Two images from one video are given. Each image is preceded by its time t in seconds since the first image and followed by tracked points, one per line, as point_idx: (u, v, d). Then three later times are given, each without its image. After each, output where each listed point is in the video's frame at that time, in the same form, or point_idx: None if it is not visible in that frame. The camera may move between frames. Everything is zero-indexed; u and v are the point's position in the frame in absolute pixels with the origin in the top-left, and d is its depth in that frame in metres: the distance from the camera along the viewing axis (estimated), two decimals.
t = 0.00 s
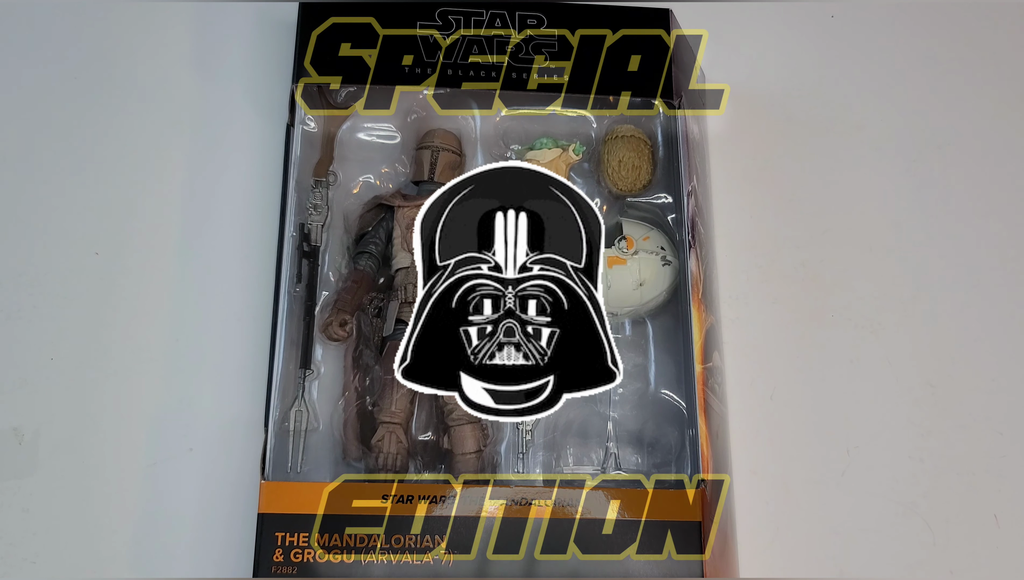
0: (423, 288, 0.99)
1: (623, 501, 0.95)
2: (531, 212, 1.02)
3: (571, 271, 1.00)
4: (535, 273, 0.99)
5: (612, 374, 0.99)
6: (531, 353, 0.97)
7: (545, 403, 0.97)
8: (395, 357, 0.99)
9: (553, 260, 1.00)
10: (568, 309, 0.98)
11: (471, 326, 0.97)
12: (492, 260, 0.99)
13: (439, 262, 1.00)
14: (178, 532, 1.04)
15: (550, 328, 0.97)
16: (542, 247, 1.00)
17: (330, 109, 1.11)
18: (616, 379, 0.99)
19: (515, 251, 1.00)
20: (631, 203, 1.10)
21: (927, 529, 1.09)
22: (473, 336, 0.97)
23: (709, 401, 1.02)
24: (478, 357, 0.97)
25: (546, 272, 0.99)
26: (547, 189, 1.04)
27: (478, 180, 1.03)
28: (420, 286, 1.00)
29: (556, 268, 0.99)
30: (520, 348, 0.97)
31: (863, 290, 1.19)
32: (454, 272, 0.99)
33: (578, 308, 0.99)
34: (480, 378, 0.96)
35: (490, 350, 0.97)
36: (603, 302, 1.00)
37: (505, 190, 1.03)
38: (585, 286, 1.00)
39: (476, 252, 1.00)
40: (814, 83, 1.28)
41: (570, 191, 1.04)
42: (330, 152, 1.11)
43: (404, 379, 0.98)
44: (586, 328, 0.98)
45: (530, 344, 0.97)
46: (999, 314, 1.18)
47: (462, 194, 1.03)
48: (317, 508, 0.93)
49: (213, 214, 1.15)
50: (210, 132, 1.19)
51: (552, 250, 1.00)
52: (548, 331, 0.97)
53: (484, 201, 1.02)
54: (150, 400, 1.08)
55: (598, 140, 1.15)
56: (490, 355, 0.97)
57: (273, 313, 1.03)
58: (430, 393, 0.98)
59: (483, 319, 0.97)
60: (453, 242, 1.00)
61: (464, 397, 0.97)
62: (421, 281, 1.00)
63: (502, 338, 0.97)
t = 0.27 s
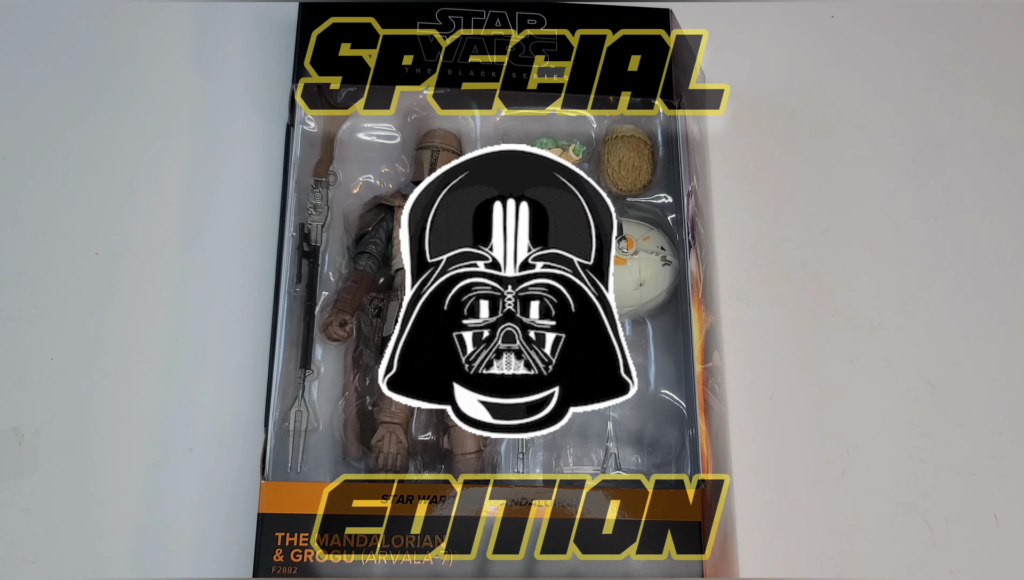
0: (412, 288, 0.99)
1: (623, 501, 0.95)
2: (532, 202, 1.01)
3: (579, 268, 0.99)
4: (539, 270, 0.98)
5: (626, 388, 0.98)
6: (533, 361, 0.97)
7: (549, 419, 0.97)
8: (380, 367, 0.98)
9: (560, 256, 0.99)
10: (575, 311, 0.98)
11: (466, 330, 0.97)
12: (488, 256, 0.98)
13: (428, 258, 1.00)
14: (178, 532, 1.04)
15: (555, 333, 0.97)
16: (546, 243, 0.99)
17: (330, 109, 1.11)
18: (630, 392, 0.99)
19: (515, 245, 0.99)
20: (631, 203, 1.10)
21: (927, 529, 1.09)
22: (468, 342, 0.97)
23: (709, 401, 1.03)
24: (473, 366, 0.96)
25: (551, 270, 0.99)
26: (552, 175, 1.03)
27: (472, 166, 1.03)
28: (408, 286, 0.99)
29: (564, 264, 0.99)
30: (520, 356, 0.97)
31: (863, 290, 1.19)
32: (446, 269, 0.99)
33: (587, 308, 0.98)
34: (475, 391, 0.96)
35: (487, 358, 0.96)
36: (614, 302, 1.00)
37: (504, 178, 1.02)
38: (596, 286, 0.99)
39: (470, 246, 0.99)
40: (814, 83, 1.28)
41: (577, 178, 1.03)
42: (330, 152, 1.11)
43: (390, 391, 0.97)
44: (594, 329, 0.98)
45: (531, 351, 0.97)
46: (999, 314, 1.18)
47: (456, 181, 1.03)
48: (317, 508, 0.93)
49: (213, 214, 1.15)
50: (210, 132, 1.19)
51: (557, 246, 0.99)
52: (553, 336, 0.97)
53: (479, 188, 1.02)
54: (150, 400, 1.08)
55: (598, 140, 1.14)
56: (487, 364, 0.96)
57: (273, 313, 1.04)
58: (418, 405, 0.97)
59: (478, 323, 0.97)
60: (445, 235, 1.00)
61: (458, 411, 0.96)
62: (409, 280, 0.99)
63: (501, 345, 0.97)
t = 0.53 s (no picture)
0: (423, 288, 1.00)
1: (623, 501, 0.95)
2: (531, 212, 1.02)
3: (571, 271, 1.00)
4: (535, 273, 0.99)
5: (612, 374, 0.99)
6: (531, 353, 0.97)
7: (545, 403, 0.97)
8: (394, 357, 1.00)
9: (553, 260, 1.00)
10: (568, 310, 0.98)
11: (471, 326, 0.97)
12: (492, 260, 0.99)
13: (439, 262, 1.01)
14: (178, 531, 1.04)
15: (551, 328, 0.98)
16: (542, 247, 1.00)
17: (330, 109, 1.10)
18: (616, 379, 1.00)
19: (515, 251, 1.00)
20: (631, 203, 1.10)
21: (927, 528, 1.09)
22: (474, 336, 0.97)
23: (709, 401, 1.03)
24: (478, 357, 0.97)
25: (547, 273, 0.99)
26: (547, 189, 1.04)
27: (478, 180, 1.04)
28: (420, 286, 1.00)
29: (556, 268, 0.99)
30: (520, 348, 0.97)
31: (863, 290, 1.19)
32: (454, 272, 0.99)
33: (578, 307, 0.99)
34: (480, 378, 0.97)
35: (490, 350, 0.97)
36: (603, 302, 1.01)
37: (505, 190, 1.03)
38: (585, 286, 1.00)
39: (476, 252, 1.00)
40: (814, 83, 1.28)
41: (570, 191, 1.04)
42: (330, 152, 1.11)
43: (402, 379, 0.99)
44: (586, 329, 0.99)
45: (530, 344, 0.97)
46: (999, 314, 1.18)
47: (462, 194, 1.04)
48: (317, 507, 0.93)
49: (213, 214, 1.15)
50: (210, 132, 1.19)
51: (551, 250, 1.00)
52: (548, 331, 0.97)
53: (484, 201, 1.03)
54: (150, 400, 1.08)
55: (598, 140, 1.13)
56: (490, 355, 0.97)
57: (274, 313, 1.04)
58: (430, 392, 0.98)
59: (483, 319, 0.97)
60: (453, 242, 1.01)
61: (464, 397, 0.97)
62: (421, 281, 1.01)
63: (502, 338, 0.97)
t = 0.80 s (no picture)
0: (440, 287, 1.00)
1: (623, 501, 0.96)
2: (528, 228, 1.01)
3: (560, 275, 0.99)
4: (532, 275, 0.99)
5: (592, 357, 0.99)
6: (528, 341, 0.97)
7: (540, 381, 0.97)
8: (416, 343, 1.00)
9: (546, 265, 0.99)
10: (557, 306, 0.98)
11: (478, 319, 0.97)
12: (495, 265, 0.99)
13: (452, 266, 1.00)
14: (178, 531, 1.04)
15: (544, 321, 0.97)
16: (536, 253, 1.00)
17: (330, 109, 1.10)
18: (597, 363, 1.00)
19: (515, 256, 0.99)
20: (631, 204, 1.10)
21: (927, 528, 1.09)
22: (481, 328, 0.97)
23: (709, 401, 1.02)
24: (484, 344, 0.97)
25: (541, 276, 0.99)
26: (540, 209, 1.03)
27: (484, 201, 1.03)
28: (437, 286, 1.00)
29: (548, 271, 0.99)
30: (519, 337, 0.97)
31: (863, 290, 1.19)
32: (466, 275, 1.00)
33: (567, 306, 0.99)
34: (486, 360, 0.97)
35: (494, 339, 0.97)
36: (586, 301, 1.01)
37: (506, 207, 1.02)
38: (571, 286, 0.99)
39: (481, 259, 1.00)
40: (814, 83, 1.28)
41: (562, 211, 1.03)
42: (330, 152, 1.10)
43: (425, 362, 0.99)
44: (573, 328, 0.99)
45: (526, 334, 0.97)
46: (999, 314, 1.18)
47: (470, 213, 1.03)
48: (317, 508, 0.93)
49: (212, 214, 1.15)
50: (210, 133, 1.19)
51: (545, 256, 0.99)
52: (542, 324, 0.97)
53: (488, 218, 1.02)
54: (150, 400, 1.08)
55: (598, 140, 1.12)
56: (495, 343, 0.97)
57: (274, 313, 1.04)
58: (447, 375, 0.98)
59: (488, 313, 0.97)
60: (465, 248, 1.01)
61: (474, 376, 0.97)
62: (438, 281, 1.00)
63: (504, 329, 0.97)
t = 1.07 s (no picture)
0: (432, 288, 0.99)
1: (623, 501, 0.95)
2: (529, 221, 1.01)
3: (564, 273, 1.00)
4: (533, 274, 0.99)
5: (602, 364, 0.99)
6: (529, 347, 0.97)
7: (542, 393, 0.97)
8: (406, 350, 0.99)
9: (549, 263, 0.99)
10: (562, 308, 0.98)
11: (476, 322, 0.97)
12: (493, 263, 0.99)
13: (446, 264, 1.00)
14: (178, 531, 1.04)
15: (547, 325, 0.97)
16: (539, 250, 1.00)
17: (331, 109, 1.11)
18: (605, 370, 0.99)
19: (515, 254, 0.99)
20: (631, 204, 1.11)
21: (927, 528, 1.09)
22: (478, 332, 0.97)
23: (709, 401, 1.01)
24: (481, 350, 0.96)
25: (544, 274, 0.99)
26: (544, 201, 1.03)
27: (482, 192, 1.03)
28: (429, 286, 1.00)
29: (551, 269, 0.99)
30: (520, 342, 0.97)
31: (863, 290, 1.19)
32: (461, 274, 0.99)
33: (572, 307, 0.99)
34: (484, 369, 0.96)
35: (492, 344, 0.97)
36: (592, 300, 1.00)
37: (506, 199, 1.03)
38: (578, 286, 1.00)
39: (479, 255, 0.99)
40: (814, 83, 1.28)
41: (565, 201, 1.03)
42: (330, 152, 1.11)
43: (414, 370, 0.98)
44: (580, 328, 0.99)
45: (528, 338, 0.97)
46: (999, 313, 1.18)
47: (467, 204, 1.02)
48: (317, 508, 0.93)
49: (213, 214, 1.15)
50: (210, 133, 1.19)
51: (548, 254, 1.00)
52: (545, 327, 0.97)
53: (486, 211, 1.02)
54: (150, 400, 1.08)
55: (598, 140, 1.15)
56: (492, 348, 0.97)
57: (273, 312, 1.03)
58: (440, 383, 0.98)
59: (487, 316, 0.97)
60: (460, 246, 1.00)
61: (469, 387, 0.96)
62: (430, 281, 1.00)
63: (503, 333, 0.97)
